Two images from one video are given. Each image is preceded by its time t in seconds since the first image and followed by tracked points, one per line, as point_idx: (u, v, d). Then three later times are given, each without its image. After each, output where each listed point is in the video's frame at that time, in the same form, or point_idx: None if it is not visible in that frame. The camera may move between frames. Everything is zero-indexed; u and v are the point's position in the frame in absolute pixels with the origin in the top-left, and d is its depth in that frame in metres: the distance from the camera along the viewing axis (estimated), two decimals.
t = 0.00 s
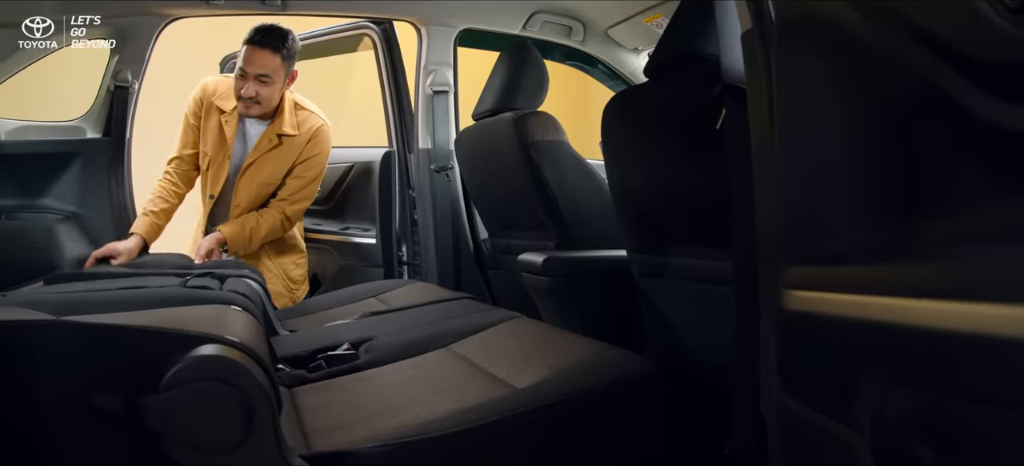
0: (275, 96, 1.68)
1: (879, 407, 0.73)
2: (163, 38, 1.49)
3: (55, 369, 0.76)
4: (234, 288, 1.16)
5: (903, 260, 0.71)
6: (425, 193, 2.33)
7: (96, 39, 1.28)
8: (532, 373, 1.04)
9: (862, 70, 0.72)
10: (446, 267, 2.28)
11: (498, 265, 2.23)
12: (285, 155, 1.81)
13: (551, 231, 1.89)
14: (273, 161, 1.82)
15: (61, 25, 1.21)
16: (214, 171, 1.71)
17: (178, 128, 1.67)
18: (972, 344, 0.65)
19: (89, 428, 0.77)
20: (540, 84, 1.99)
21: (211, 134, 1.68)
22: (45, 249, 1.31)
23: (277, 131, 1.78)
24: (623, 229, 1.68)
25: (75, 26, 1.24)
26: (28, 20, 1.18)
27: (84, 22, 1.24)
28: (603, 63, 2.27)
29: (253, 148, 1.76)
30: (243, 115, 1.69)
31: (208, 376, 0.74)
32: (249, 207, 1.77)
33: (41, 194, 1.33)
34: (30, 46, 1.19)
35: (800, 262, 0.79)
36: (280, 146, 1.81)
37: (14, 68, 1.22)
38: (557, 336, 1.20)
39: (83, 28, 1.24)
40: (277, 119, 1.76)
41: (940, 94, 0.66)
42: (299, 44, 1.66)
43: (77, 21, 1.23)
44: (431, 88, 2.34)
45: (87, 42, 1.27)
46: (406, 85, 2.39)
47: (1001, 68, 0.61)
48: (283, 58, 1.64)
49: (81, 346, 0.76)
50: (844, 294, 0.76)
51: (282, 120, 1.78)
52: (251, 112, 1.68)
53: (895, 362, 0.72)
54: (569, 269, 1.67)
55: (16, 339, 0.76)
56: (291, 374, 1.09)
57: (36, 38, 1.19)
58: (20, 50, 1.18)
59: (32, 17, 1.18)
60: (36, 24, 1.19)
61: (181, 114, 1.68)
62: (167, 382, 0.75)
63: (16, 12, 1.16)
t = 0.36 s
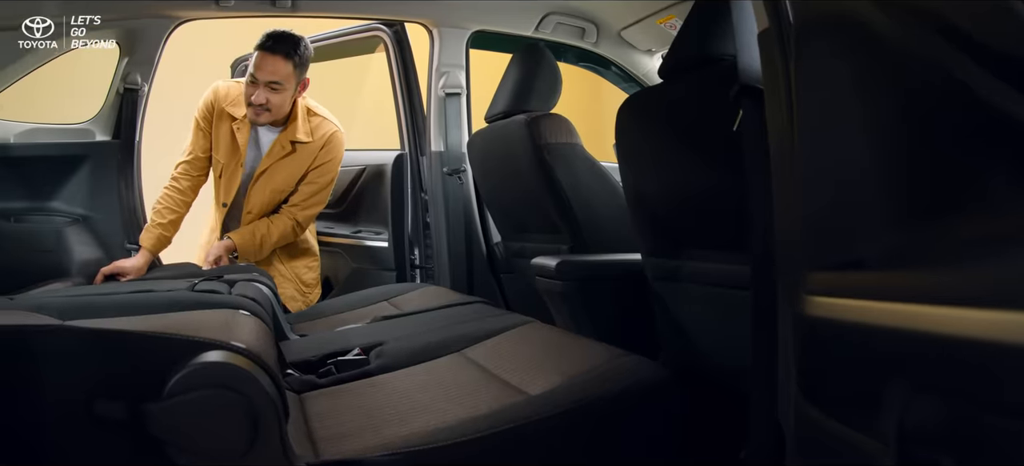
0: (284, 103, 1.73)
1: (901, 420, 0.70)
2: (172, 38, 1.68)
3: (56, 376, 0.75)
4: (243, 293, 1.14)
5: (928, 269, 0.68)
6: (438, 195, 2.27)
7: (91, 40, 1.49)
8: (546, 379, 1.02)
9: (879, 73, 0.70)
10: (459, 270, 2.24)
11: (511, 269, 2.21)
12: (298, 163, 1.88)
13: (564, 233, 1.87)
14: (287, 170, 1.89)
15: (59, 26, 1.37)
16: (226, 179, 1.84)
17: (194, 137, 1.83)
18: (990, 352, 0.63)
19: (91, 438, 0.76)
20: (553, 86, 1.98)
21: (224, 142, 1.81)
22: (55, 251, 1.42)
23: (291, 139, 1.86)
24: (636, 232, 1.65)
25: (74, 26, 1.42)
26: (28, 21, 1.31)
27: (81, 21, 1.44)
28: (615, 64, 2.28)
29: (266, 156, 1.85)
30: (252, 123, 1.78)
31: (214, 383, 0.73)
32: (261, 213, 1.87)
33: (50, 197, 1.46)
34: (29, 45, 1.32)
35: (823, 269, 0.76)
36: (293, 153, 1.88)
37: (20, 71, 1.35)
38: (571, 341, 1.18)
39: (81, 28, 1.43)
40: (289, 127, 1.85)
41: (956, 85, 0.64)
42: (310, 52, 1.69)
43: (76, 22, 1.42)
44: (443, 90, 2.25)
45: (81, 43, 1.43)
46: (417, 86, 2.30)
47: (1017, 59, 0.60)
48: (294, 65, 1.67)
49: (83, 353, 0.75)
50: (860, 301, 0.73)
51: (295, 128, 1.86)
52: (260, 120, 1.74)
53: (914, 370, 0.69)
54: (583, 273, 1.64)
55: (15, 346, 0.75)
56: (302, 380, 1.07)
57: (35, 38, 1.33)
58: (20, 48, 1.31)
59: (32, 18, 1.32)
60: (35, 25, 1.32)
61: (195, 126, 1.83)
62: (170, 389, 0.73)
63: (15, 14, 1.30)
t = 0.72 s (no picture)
0: (299, 103, 1.73)
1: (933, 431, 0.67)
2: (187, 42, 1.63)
3: (66, 383, 0.76)
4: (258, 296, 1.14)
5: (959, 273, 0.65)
6: (456, 198, 2.24)
7: (94, 39, 1.38)
8: (566, 386, 0.99)
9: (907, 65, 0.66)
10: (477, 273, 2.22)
11: (529, 273, 2.19)
12: (319, 164, 1.89)
13: (584, 237, 1.84)
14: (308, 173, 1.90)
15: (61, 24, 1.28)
16: (242, 182, 1.83)
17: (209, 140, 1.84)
18: None
19: (101, 443, 0.78)
20: (571, 88, 1.96)
21: (240, 146, 1.82)
22: (68, 253, 1.33)
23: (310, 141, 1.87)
24: (656, 235, 1.62)
25: (73, 26, 1.31)
26: (28, 20, 1.23)
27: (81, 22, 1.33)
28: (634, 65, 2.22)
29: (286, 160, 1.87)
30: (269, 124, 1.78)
31: (228, 391, 0.71)
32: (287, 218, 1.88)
33: (65, 197, 1.35)
34: (29, 45, 1.23)
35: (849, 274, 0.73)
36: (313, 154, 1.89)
37: (32, 73, 1.27)
38: (591, 347, 1.16)
39: (81, 28, 1.33)
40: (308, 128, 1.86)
41: (983, 74, 0.62)
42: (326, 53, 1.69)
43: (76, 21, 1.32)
44: (461, 92, 2.24)
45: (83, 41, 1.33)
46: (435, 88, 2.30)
47: None
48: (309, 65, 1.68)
49: (91, 360, 0.76)
50: (891, 306, 0.70)
51: (313, 130, 1.86)
52: (274, 120, 1.74)
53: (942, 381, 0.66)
54: (602, 277, 1.62)
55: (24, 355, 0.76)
56: (317, 384, 1.06)
57: (36, 38, 1.24)
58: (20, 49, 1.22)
59: (32, 16, 1.23)
60: (35, 24, 1.23)
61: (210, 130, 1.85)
62: (181, 395, 0.72)
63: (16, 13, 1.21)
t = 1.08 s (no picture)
0: (315, 103, 1.61)
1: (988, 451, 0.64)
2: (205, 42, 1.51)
3: (81, 390, 0.75)
4: (278, 300, 1.12)
5: None
6: (478, 200, 2.24)
7: (94, 39, 1.15)
8: (593, 393, 0.96)
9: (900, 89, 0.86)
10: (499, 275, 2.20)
11: (552, 277, 2.17)
12: (347, 165, 1.83)
13: (607, 240, 1.82)
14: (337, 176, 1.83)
15: (61, 24, 1.09)
16: (261, 186, 1.79)
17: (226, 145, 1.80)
18: None
19: (115, 451, 0.76)
20: (595, 89, 1.95)
21: (257, 150, 1.77)
22: (84, 257, 1.24)
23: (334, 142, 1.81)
24: (682, 237, 1.59)
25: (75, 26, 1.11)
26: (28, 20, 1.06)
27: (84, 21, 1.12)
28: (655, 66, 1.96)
29: (312, 163, 1.79)
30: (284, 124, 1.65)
31: (244, 398, 0.70)
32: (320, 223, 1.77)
33: (83, 200, 1.27)
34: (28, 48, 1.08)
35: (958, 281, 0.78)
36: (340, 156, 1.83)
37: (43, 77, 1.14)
38: (619, 353, 1.12)
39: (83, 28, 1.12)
40: (329, 130, 1.80)
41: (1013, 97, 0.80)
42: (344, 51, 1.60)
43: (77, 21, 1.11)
44: (483, 94, 2.25)
45: (88, 44, 1.14)
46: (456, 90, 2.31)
47: None
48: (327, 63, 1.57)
49: (105, 365, 0.75)
50: (935, 313, 0.93)
51: (335, 131, 1.81)
52: (288, 119, 1.62)
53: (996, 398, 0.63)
54: (627, 280, 1.59)
55: (39, 361, 0.75)
56: (338, 390, 1.04)
57: (35, 39, 1.08)
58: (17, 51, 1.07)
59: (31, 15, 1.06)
60: (36, 24, 1.06)
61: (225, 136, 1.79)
62: (198, 405, 0.72)
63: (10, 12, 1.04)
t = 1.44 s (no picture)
0: (337, 105, 1.55)
1: None
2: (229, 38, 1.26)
3: (98, 400, 0.74)
4: (301, 303, 1.10)
5: None
6: (503, 202, 2.24)
7: (93, 40, 1.11)
8: (627, 400, 0.94)
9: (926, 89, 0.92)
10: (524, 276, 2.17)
11: (579, 279, 2.10)
12: (380, 168, 1.80)
13: (636, 243, 1.79)
14: (369, 182, 1.77)
15: (61, 25, 1.08)
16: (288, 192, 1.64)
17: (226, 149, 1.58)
18: None
19: (132, 456, 0.75)
20: (623, 90, 1.92)
21: (280, 156, 1.60)
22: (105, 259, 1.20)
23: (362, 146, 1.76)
24: (711, 239, 1.55)
25: (74, 28, 1.09)
26: (27, 20, 1.04)
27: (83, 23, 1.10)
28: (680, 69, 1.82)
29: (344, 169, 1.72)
30: (304, 130, 1.59)
31: (269, 407, 0.69)
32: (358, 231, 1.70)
33: (101, 200, 1.19)
34: (28, 47, 1.06)
35: None
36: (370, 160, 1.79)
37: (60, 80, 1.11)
38: (649, 359, 1.09)
39: (84, 29, 1.10)
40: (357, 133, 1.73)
41: None
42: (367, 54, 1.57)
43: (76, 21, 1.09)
44: (508, 95, 2.26)
45: (88, 45, 1.11)
46: (482, 91, 2.33)
47: None
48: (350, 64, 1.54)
49: (122, 372, 0.73)
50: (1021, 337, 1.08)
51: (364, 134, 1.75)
52: (309, 122, 1.54)
53: None
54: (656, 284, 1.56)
55: (53, 369, 0.73)
56: (363, 396, 1.02)
57: (35, 38, 1.06)
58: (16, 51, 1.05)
59: (31, 15, 1.04)
60: (35, 24, 1.05)
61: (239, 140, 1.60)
62: (221, 413, 0.71)
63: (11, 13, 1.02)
